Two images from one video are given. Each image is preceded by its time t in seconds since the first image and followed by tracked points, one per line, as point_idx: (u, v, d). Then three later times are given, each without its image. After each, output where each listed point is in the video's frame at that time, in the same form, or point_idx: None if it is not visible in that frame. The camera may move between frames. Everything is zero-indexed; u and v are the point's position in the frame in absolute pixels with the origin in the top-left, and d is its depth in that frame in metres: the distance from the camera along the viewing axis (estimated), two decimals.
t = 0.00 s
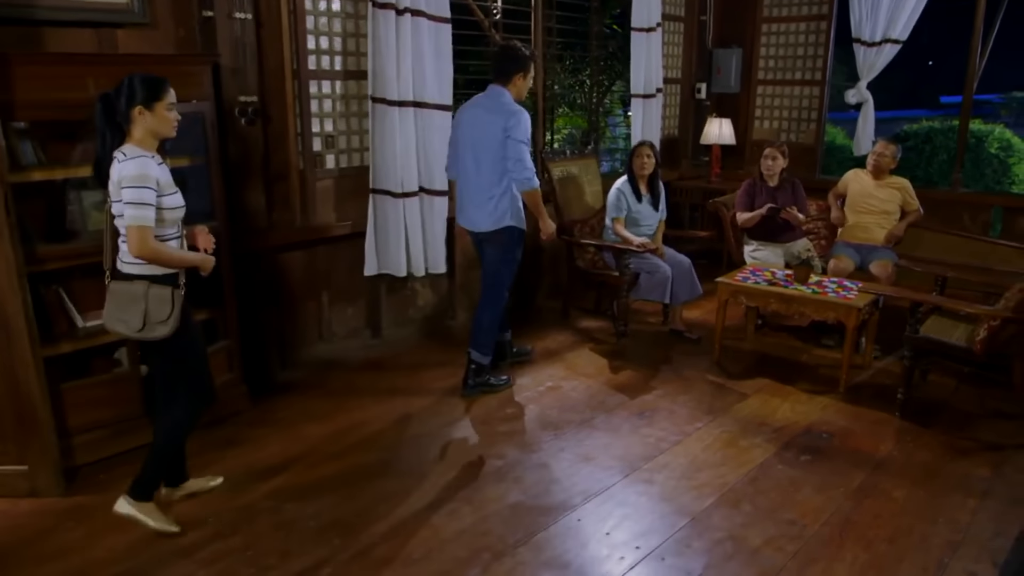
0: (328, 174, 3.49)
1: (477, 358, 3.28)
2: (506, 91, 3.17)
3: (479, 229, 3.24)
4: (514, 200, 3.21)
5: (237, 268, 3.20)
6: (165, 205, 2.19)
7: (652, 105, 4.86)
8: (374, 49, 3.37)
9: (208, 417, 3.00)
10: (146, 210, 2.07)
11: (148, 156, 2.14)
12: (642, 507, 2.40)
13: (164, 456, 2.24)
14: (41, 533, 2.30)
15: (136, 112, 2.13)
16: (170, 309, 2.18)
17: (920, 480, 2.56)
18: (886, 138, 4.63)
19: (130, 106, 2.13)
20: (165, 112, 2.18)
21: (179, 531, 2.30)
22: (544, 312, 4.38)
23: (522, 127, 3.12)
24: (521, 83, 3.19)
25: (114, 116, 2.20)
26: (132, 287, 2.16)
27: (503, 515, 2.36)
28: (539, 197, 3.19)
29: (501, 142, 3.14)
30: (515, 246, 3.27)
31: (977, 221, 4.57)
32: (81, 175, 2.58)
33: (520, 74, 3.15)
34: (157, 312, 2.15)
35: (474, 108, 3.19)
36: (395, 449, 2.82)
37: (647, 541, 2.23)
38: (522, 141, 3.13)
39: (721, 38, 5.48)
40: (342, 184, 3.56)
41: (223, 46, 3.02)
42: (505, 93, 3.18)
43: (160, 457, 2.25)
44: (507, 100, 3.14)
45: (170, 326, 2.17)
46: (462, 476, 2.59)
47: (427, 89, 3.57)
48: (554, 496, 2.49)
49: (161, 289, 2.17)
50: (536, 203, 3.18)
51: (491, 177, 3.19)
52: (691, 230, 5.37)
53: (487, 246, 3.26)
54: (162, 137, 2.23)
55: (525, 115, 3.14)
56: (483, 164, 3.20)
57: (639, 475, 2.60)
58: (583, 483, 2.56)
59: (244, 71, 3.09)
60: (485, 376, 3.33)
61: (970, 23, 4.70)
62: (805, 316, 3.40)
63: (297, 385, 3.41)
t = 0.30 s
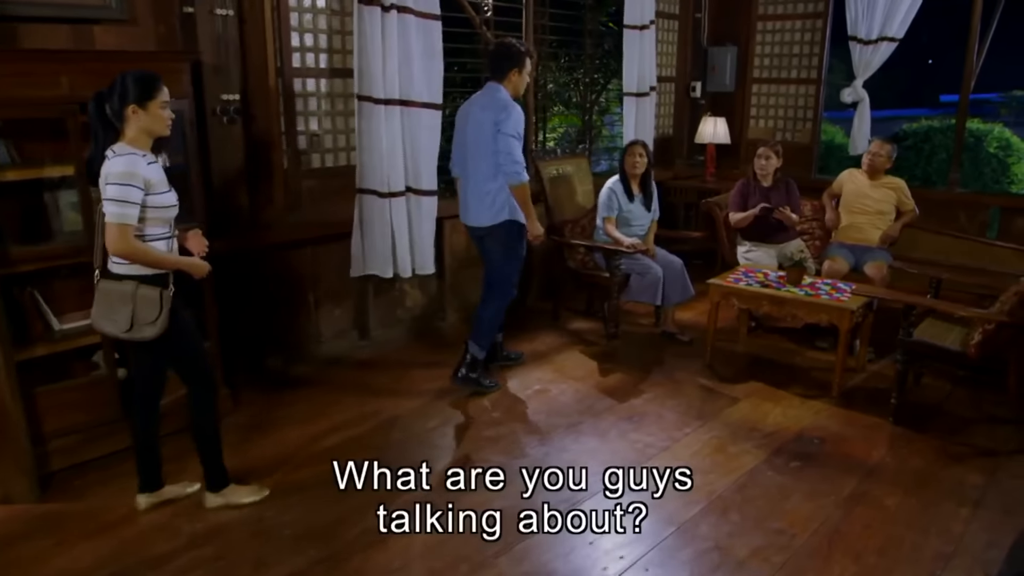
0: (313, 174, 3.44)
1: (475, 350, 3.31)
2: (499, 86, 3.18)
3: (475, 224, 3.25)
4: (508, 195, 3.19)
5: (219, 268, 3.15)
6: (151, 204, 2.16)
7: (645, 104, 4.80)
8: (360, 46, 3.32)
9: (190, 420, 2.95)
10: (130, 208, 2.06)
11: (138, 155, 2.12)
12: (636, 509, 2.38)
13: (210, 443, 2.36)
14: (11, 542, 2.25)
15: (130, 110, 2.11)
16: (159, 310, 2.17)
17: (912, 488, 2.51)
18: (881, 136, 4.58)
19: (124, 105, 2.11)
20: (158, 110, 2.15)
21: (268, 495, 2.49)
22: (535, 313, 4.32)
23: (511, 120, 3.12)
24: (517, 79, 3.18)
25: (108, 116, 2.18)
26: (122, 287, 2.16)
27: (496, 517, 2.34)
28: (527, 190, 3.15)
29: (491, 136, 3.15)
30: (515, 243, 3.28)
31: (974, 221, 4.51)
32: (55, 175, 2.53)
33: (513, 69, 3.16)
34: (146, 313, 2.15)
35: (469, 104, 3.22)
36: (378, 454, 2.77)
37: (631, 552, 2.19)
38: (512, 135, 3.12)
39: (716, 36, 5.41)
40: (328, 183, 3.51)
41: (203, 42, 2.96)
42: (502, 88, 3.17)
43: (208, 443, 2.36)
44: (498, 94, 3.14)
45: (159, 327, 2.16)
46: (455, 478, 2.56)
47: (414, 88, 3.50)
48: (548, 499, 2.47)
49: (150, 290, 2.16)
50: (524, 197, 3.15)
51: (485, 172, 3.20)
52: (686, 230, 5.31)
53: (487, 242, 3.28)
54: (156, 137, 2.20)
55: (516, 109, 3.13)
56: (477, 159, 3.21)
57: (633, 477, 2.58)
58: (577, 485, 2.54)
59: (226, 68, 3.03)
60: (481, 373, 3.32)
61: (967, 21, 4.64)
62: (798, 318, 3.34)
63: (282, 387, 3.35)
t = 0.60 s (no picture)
0: (295, 174, 3.37)
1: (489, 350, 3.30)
2: (491, 84, 3.12)
3: (466, 225, 3.18)
4: (496, 195, 3.11)
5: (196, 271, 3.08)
6: (156, 209, 2.14)
7: (638, 103, 4.73)
8: (344, 44, 3.25)
9: (167, 426, 2.86)
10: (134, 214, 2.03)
11: (140, 158, 2.09)
12: (636, 509, 2.38)
13: (211, 444, 2.34)
14: None
15: (131, 112, 2.08)
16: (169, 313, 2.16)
17: (904, 498, 2.44)
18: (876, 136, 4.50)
19: (125, 107, 2.08)
20: (160, 112, 2.12)
21: (268, 497, 2.46)
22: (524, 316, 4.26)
23: (498, 118, 3.05)
24: (510, 77, 3.12)
25: (109, 117, 2.14)
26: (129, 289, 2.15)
27: (496, 517, 2.33)
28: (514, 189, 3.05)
29: (479, 135, 3.09)
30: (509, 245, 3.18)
31: (971, 223, 4.44)
32: (23, 175, 2.45)
33: (506, 67, 3.10)
34: (155, 317, 2.13)
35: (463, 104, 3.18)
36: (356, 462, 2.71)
37: (612, 566, 2.12)
38: (499, 133, 3.05)
39: (711, 34, 5.35)
40: (310, 184, 3.44)
41: (180, 40, 2.87)
42: (493, 87, 3.11)
43: (207, 444, 2.34)
44: (487, 91, 3.09)
45: (168, 330, 2.15)
46: (455, 478, 2.54)
47: (400, 86, 3.42)
48: (548, 499, 2.46)
49: (158, 294, 2.15)
50: (508, 196, 3.05)
51: (474, 172, 3.13)
52: (679, 232, 5.24)
53: (477, 243, 3.21)
54: (159, 139, 2.17)
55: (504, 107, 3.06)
56: (467, 158, 3.15)
57: (634, 476, 2.57)
58: (577, 485, 2.53)
59: (204, 67, 2.95)
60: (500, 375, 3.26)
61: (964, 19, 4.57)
62: (790, 322, 3.27)
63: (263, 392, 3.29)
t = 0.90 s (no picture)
0: (276, 176, 3.31)
1: (482, 362, 3.13)
2: (483, 84, 3.06)
3: (457, 227, 3.12)
4: (487, 197, 3.04)
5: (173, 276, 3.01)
6: (152, 210, 2.11)
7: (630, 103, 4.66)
8: (326, 43, 3.18)
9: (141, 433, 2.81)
10: (130, 218, 2.00)
11: (135, 159, 2.06)
12: (636, 509, 2.38)
13: (182, 457, 2.28)
14: None
15: (127, 111, 2.05)
16: (162, 316, 2.12)
17: (894, 510, 2.38)
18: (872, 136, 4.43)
19: (121, 105, 2.04)
20: (156, 111, 2.09)
21: (240, 506, 2.42)
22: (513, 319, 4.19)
23: (488, 119, 2.98)
24: (503, 76, 3.06)
25: (107, 115, 2.11)
26: (121, 292, 2.11)
27: (496, 517, 2.35)
28: (505, 191, 2.98)
29: (470, 135, 3.03)
30: (501, 245, 3.12)
31: (968, 225, 4.36)
32: None
33: (499, 66, 3.03)
34: (147, 319, 2.10)
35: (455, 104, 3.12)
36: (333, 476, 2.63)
37: None
38: (490, 133, 2.98)
39: (705, 33, 5.28)
40: (291, 186, 3.38)
41: (156, 41, 2.78)
42: (486, 87, 3.05)
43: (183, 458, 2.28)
44: (478, 91, 3.02)
45: (161, 334, 2.12)
46: (456, 478, 2.57)
47: (383, 87, 3.34)
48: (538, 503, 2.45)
49: (151, 297, 2.11)
50: (499, 198, 2.97)
51: (466, 174, 3.07)
52: (672, 234, 5.17)
53: (468, 246, 3.14)
54: (155, 138, 2.14)
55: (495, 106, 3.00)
56: (459, 159, 3.09)
57: (634, 477, 2.57)
58: (577, 485, 2.55)
59: (180, 67, 2.88)
60: (495, 380, 3.16)
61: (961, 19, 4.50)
62: (781, 327, 3.20)
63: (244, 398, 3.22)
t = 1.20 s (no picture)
0: (253, 178, 3.24)
1: (463, 369, 3.05)
2: (468, 83, 2.94)
3: (443, 232, 3.00)
4: (473, 201, 2.93)
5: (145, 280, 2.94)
6: (137, 216, 2.02)
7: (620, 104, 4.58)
8: (305, 42, 3.10)
9: (111, 443, 2.73)
10: (110, 224, 1.90)
11: (123, 163, 1.96)
12: (636, 509, 2.37)
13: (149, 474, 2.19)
14: None
15: (118, 115, 1.97)
16: (135, 325, 2.04)
17: (883, 524, 2.30)
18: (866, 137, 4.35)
19: (112, 108, 1.96)
20: (149, 115, 2.01)
21: (208, 520, 2.34)
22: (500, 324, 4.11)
23: (474, 120, 2.86)
24: (489, 75, 2.94)
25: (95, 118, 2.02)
26: (95, 297, 2.05)
27: (496, 517, 2.34)
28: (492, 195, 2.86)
29: (455, 137, 2.91)
30: (488, 249, 3.00)
31: (964, 227, 4.28)
32: None
33: (485, 65, 2.92)
34: (119, 327, 2.03)
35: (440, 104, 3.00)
36: (307, 487, 2.56)
37: None
38: (476, 135, 2.87)
39: (698, 32, 5.20)
40: (269, 188, 3.30)
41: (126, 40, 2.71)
42: (472, 86, 2.94)
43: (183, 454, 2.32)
44: (463, 91, 2.91)
45: (131, 344, 2.04)
46: (454, 479, 2.55)
47: (365, 87, 3.26)
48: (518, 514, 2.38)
49: (126, 304, 2.04)
50: (486, 202, 2.86)
51: (451, 177, 2.96)
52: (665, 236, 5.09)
53: (453, 252, 3.03)
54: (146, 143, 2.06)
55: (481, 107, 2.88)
56: (444, 162, 2.98)
57: (634, 476, 2.57)
58: (561, 493, 2.50)
59: (152, 66, 2.80)
60: (476, 388, 3.09)
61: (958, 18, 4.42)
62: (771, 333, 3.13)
63: (221, 404, 3.15)
